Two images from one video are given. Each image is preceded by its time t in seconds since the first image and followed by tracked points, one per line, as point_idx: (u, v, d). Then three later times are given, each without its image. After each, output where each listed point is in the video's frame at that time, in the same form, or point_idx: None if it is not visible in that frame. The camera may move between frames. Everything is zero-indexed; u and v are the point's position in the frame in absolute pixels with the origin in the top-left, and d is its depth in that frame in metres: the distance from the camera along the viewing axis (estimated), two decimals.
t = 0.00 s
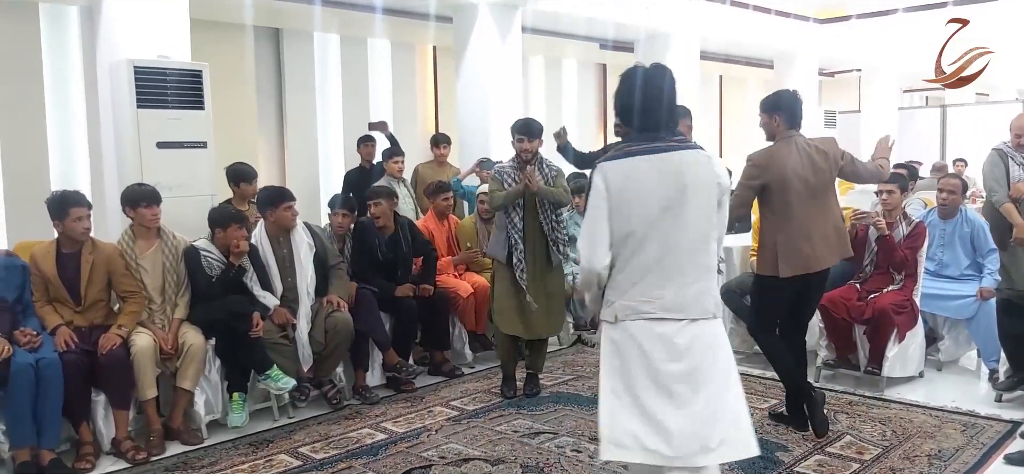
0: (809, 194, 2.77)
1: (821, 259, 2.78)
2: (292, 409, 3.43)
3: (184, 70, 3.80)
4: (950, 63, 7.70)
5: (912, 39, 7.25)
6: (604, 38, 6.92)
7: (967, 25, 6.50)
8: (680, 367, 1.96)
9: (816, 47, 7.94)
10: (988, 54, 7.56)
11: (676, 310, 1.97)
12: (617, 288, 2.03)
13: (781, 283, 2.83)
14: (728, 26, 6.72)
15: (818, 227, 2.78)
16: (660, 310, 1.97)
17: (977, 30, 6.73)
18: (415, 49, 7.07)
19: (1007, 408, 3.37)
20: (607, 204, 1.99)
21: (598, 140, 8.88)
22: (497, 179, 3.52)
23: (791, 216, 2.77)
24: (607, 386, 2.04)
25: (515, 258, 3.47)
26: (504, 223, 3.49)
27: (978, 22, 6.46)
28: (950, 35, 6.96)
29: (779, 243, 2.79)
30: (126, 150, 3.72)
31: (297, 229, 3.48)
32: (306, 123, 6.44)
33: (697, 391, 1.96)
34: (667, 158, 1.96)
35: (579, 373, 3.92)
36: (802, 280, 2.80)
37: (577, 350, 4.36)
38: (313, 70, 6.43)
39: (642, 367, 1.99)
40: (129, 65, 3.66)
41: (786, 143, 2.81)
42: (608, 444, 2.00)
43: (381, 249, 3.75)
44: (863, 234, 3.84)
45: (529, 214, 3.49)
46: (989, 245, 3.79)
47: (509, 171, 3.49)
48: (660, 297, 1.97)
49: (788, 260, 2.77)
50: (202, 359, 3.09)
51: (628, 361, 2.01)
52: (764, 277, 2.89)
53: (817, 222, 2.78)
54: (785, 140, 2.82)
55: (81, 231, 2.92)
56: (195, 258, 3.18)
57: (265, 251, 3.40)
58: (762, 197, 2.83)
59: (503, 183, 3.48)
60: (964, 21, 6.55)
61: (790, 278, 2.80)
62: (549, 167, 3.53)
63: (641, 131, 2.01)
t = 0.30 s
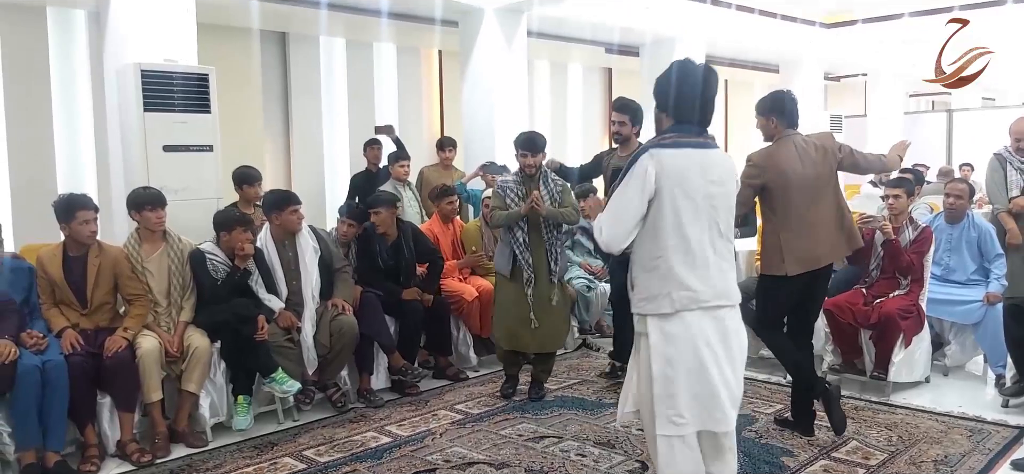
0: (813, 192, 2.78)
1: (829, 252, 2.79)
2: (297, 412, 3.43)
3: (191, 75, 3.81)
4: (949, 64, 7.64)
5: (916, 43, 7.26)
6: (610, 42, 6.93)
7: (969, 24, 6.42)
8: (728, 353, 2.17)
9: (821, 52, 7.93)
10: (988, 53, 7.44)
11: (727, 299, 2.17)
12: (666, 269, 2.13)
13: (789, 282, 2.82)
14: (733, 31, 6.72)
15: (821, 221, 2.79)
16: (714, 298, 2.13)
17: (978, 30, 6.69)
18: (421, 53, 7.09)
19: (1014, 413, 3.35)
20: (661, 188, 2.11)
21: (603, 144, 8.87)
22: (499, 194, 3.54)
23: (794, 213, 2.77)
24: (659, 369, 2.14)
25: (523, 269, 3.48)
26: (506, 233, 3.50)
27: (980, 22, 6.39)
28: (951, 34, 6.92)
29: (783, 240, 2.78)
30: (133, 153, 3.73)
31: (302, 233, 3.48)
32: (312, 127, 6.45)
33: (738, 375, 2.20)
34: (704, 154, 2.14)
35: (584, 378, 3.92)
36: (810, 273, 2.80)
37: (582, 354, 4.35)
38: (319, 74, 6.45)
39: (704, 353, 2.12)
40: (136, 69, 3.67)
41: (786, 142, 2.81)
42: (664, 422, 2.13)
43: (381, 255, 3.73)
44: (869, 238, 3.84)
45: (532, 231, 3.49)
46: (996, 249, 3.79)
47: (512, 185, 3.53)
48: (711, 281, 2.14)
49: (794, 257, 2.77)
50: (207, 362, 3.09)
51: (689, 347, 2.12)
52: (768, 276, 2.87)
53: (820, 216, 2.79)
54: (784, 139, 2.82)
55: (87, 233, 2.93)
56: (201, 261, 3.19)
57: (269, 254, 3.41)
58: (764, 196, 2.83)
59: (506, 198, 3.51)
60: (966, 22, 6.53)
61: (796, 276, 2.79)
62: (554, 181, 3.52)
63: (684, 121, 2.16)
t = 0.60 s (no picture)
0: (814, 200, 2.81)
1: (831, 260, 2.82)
2: (297, 410, 3.43)
3: (191, 73, 3.81)
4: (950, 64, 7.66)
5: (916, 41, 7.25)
6: (610, 40, 6.92)
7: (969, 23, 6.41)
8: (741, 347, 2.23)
9: (822, 50, 7.93)
10: (988, 54, 7.49)
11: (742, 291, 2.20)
12: (692, 262, 2.13)
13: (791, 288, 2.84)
14: (733, 29, 6.72)
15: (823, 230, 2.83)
16: (734, 293, 2.17)
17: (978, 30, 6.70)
18: (421, 51, 7.08)
19: (1014, 411, 3.35)
20: (691, 182, 2.12)
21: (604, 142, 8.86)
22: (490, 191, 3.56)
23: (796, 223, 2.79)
24: (683, 362, 2.14)
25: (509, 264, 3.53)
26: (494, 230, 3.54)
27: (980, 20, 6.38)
28: (951, 34, 6.95)
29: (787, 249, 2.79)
30: (133, 151, 3.73)
31: (303, 231, 3.48)
32: (313, 125, 6.45)
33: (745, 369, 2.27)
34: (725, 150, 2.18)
35: (585, 376, 3.91)
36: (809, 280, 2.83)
37: (582, 351, 4.36)
38: (319, 72, 6.44)
39: (723, 344, 2.16)
40: (137, 67, 3.67)
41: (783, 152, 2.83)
42: (690, 421, 2.13)
43: (381, 255, 3.73)
44: (869, 237, 3.84)
45: (523, 226, 3.54)
46: (997, 247, 3.76)
47: (503, 182, 3.54)
48: (734, 276, 2.17)
49: (798, 265, 2.78)
50: (207, 360, 3.09)
51: (711, 341, 2.14)
52: (766, 284, 2.87)
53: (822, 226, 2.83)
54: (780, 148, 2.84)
55: (87, 231, 2.93)
56: (201, 259, 3.19)
57: (269, 252, 3.42)
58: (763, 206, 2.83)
59: (495, 195, 3.54)
60: (966, 22, 6.52)
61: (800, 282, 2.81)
62: (548, 179, 3.56)
63: (705, 116, 2.19)
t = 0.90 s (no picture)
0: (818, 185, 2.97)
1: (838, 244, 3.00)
2: (296, 410, 3.43)
3: (191, 73, 3.81)
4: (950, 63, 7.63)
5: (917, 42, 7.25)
6: (611, 41, 6.92)
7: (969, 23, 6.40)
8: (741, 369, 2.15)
9: (823, 51, 7.93)
10: (988, 54, 7.50)
11: (745, 311, 2.13)
12: (683, 278, 2.12)
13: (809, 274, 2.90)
14: (734, 29, 6.72)
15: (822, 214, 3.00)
16: (732, 312, 2.11)
17: (978, 31, 6.71)
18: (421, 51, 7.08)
19: (1012, 413, 3.35)
20: (681, 195, 2.09)
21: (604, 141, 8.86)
22: (478, 196, 3.75)
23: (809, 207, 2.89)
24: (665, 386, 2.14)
25: (489, 265, 3.75)
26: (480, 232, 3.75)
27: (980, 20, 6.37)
28: (950, 35, 6.95)
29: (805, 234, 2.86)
30: (132, 150, 3.73)
31: (303, 230, 3.48)
32: (313, 124, 6.45)
33: (751, 393, 2.19)
34: (732, 161, 2.12)
35: (583, 377, 3.91)
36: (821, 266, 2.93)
37: (581, 352, 4.36)
38: (319, 71, 6.44)
39: (708, 362, 2.11)
40: (136, 66, 3.67)
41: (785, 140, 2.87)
42: (666, 439, 2.13)
43: (385, 257, 3.72)
44: (869, 239, 3.84)
45: (506, 228, 3.74)
46: (995, 249, 3.77)
47: (490, 188, 3.72)
48: (733, 296, 2.11)
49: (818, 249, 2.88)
50: (206, 359, 3.09)
51: (702, 357, 2.11)
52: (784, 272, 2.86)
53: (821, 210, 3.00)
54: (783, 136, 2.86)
55: (87, 230, 2.94)
56: (200, 258, 3.19)
57: (269, 251, 3.41)
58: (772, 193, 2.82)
59: (481, 200, 3.73)
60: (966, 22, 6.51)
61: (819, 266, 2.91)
62: (537, 186, 3.72)
63: (711, 133, 2.18)
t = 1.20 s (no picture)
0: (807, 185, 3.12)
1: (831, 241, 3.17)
2: (297, 412, 3.43)
3: (193, 75, 3.82)
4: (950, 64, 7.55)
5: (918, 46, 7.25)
6: (612, 44, 6.92)
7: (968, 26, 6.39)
8: (764, 371, 2.01)
9: (824, 55, 7.93)
10: (989, 53, 7.33)
11: (763, 306, 2.01)
12: (698, 268, 2.07)
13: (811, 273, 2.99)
14: (735, 33, 6.72)
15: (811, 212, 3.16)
16: (747, 306, 2.01)
17: (978, 30, 6.59)
18: (423, 53, 7.09)
19: (1013, 417, 3.35)
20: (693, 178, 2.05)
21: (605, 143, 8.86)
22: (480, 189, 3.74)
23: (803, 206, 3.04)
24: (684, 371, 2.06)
25: (489, 262, 3.76)
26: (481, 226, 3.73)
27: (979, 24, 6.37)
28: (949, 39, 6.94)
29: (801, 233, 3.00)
30: (135, 152, 3.73)
31: (305, 233, 3.49)
32: (315, 126, 6.46)
33: (783, 392, 2.01)
34: (759, 155, 2.04)
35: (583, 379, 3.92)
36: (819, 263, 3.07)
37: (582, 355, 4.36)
38: (321, 74, 6.45)
39: (722, 353, 2.01)
40: (139, 68, 3.68)
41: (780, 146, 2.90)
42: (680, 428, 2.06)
43: (392, 262, 3.74)
44: (869, 243, 3.83)
45: (507, 223, 3.74)
46: (997, 254, 3.77)
47: (493, 183, 3.71)
48: (749, 288, 2.01)
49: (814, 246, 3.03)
50: (208, 361, 3.09)
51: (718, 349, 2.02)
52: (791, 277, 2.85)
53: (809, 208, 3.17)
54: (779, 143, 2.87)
55: (91, 232, 2.94)
56: (203, 260, 3.19)
57: (271, 253, 3.41)
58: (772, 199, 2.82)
59: (483, 195, 3.72)
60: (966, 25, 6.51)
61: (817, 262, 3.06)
62: (538, 184, 3.74)
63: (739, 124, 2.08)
